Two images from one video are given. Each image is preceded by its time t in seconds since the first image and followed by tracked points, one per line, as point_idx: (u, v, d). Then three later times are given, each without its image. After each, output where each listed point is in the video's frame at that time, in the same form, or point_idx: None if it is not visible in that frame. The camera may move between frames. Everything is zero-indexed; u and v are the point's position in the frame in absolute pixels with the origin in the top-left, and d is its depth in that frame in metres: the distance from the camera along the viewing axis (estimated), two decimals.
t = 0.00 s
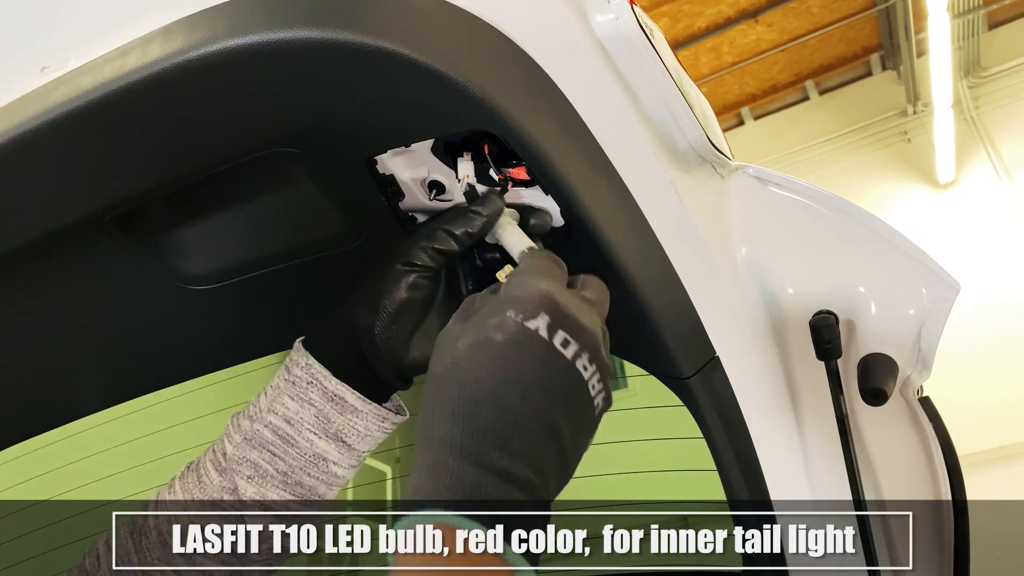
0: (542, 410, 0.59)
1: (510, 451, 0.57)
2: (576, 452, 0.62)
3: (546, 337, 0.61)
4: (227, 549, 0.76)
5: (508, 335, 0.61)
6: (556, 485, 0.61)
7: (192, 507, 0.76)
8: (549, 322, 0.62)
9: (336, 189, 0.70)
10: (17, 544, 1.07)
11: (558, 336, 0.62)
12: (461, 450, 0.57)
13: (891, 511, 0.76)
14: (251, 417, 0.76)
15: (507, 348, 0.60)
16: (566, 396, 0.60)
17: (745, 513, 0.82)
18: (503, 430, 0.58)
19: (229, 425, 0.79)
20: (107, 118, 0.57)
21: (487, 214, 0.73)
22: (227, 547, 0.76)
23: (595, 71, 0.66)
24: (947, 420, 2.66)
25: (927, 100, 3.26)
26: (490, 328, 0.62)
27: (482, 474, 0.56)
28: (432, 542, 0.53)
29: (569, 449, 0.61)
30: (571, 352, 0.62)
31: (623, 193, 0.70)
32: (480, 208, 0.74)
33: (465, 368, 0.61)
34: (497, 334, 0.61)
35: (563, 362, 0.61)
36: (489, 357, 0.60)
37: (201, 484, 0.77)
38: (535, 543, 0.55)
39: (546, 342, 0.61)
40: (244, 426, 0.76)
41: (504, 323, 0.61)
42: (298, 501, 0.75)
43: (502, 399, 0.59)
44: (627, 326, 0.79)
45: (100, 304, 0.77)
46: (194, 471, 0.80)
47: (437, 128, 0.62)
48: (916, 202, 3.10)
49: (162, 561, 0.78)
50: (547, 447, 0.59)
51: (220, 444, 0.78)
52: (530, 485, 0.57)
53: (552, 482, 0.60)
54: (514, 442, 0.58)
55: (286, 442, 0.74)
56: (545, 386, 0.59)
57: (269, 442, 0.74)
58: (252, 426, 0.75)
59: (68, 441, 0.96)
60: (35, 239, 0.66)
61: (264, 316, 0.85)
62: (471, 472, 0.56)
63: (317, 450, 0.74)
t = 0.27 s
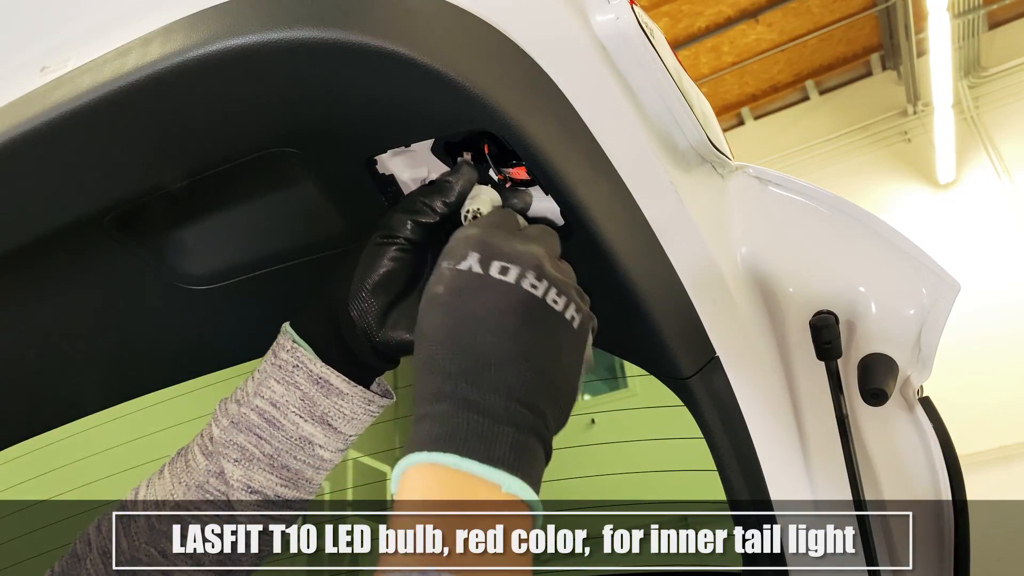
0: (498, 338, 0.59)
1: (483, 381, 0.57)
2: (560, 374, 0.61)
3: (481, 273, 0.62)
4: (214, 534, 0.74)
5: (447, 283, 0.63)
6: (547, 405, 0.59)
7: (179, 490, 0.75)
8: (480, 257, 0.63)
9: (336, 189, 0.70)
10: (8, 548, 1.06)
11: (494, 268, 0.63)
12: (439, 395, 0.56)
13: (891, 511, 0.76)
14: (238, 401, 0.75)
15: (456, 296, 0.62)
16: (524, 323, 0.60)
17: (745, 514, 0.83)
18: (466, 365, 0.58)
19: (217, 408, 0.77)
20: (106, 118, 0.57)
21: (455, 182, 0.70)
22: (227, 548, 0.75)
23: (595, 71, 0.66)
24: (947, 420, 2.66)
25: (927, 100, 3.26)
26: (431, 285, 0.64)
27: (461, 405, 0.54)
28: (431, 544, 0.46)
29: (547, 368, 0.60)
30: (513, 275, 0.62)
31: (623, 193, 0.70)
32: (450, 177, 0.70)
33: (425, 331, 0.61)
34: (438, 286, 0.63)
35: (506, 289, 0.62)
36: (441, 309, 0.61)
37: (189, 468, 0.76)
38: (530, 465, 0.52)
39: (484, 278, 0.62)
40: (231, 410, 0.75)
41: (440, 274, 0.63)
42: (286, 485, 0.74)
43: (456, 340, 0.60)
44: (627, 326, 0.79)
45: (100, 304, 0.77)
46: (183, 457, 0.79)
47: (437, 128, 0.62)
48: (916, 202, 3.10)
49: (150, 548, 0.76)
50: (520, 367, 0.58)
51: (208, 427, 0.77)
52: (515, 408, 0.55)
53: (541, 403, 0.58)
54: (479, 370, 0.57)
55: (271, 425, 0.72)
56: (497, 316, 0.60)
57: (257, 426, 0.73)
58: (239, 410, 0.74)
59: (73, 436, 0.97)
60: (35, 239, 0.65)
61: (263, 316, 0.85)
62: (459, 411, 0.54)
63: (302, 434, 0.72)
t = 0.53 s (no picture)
0: (452, 316, 0.57)
1: (444, 362, 0.54)
2: (531, 339, 0.58)
3: (425, 261, 0.59)
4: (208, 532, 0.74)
5: (397, 276, 0.60)
6: (520, 372, 0.56)
7: (176, 488, 0.76)
8: (422, 246, 0.60)
9: (336, 189, 0.70)
10: (7, 547, 1.06)
11: (436, 253, 0.60)
12: (404, 384, 0.54)
13: (890, 509, 0.76)
14: (236, 400, 0.75)
15: (405, 286, 0.59)
16: (482, 296, 0.58)
17: (745, 514, 0.84)
18: (425, 349, 0.56)
19: (215, 406, 0.77)
20: (107, 118, 0.57)
21: (455, 179, 0.68)
22: (227, 547, 0.75)
23: (594, 71, 0.66)
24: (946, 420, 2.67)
25: (927, 99, 3.26)
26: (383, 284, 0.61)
27: (422, 389, 0.52)
28: (431, 544, 0.43)
29: (513, 335, 0.57)
30: (454, 257, 0.59)
31: (622, 193, 0.70)
32: (449, 174, 0.68)
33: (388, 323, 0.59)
34: (390, 283, 0.60)
35: (451, 271, 0.59)
36: (394, 303, 0.59)
37: (185, 466, 0.76)
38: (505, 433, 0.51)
39: (429, 266, 0.59)
40: (228, 409, 0.75)
41: (389, 270, 0.61)
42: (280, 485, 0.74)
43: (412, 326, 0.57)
44: (627, 326, 0.80)
45: (100, 304, 0.77)
46: (180, 455, 0.79)
47: (436, 128, 0.62)
48: (916, 202, 3.10)
49: (147, 546, 0.76)
50: (482, 339, 0.55)
51: (206, 425, 0.77)
52: (481, 382, 0.53)
53: (512, 371, 0.55)
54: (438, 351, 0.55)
55: (266, 425, 0.72)
56: (447, 296, 0.57)
57: (252, 425, 0.73)
58: (236, 409, 0.74)
59: (80, 434, 0.97)
60: (35, 239, 0.66)
61: (263, 317, 0.85)
62: (422, 397, 0.51)
63: (297, 436, 0.72)
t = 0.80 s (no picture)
0: (440, 299, 0.55)
1: (431, 344, 0.53)
2: (519, 325, 0.56)
3: (414, 244, 0.57)
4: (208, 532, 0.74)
5: (387, 258, 0.58)
6: (507, 356, 0.55)
7: (175, 488, 0.75)
8: (412, 228, 0.58)
9: (336, 189, 0.70)
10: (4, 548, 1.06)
11: (425, 236, 0.57)
12: (393, 363, 0.53)
13: (890, 512, 0.77)
14: (235, 400, 0.75)
15: (393, 267, 0.57)
16: (471, 280, 0.56)
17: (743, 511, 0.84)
18: (411, 332, 0.54)
19: (213, 406, 0.77)
20: (106, 118, 0.57)
21: (460, 180, 0.65)
22: (226, 547, 0.76)
23: (594, 71, 0.66)
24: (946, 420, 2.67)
25: (927, 99, 3.26)
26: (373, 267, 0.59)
27: (410, 376, 0.51)
28: (430, 545, 0.41)
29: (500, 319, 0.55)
30: (443, 240, 0.57)
31: (622, 193, 0.70)
32: (452, 174, 0.65)
33: (376, 306, 0.58)
34: (380, 266, 0.58)
35: (440, 254, 0.56)
36: (382, 285, 0.57)
37: (184, 466, 0.76)
38: (490, 413, 0.50)
39: (419, 247, 0.57)
40: (227, 409, 0.75)
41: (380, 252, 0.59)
42: (280, 485, 0.74)
43: (398, 310, 0.55)
44: (626, 326, 0.80)
45: (100, 304, 0.77)
46: (178, 455, 0.79)
47: (436, 127, 0.62)
48: (916, 201, 3.10)
49: (147, 546, 0.75)
50: (469, 323, 0.54)
51: (204, 425, 0.77)
52: (468, 366, 0.52)
53: (499, 355, 0.54)
54: (425, 335, 0.53)
55: (266, 427, 0.72)
56: (435, 279, 0.55)
57: (252, 427, 0.73)
58: (235, 410, 0.74)
59: (82, 434, 0.97)
60: (35, 239, 0.65)
61: (263, 316, 0.85)
62: (410, 376, 0.51)
63: (297, 437, 0.72)
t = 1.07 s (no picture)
0: (419, 286, 0.55)
1: (410, 335, 0.53)
2: (501, 315, 0.56)
3: (394, 237, 0.58)
4: (212, 536, 0.75)
5: (371, 255, 0.59)
6: (488, 345, 0.54)
7: (177, 494, 0.75)
8: (391, 222, 0.59)
9: (336, 189, 0.70)
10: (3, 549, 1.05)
11: (405, 229, 0.58)
12: (375, 357, 0.53)
13: (890, 512, 0.77)
14: (236, 407, 0.75)
15: (375, 263, 0.58)
16: (450, 270, 0.56)
17: (742, 513, 0.84)
18: (391, 324, 0.54)
19: (214, 412, 0.77)
20: (106, 118, 0.57)
21: (466, 184, 0.66)
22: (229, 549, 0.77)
23: (594, 72, 0.66)
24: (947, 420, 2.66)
25: (927, 99, 3.26)
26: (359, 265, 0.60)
27: (390, 368, 0.50)
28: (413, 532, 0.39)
29: (480, 308, 0.55)
30: (421, 230, 0.58)
31: (622, 193, 0.70)
32: (459, 178, 0.66)
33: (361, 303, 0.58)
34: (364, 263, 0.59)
35: (418, 245, 0.57)
36: (364, 283, 0.58)
37: (185, 472, 0.76)
38: (468, 401, 0.49)
39: (399, 240, 0.58)
40: (228, 415, 0.75)
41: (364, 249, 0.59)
42: (283, 490, 0.75)
43: (379, 304, 0.56)
44: (626, 326, 0.80)
45: (100, 304, 0.77)
46: (178, 458, 0.78)
47: (436, 127, 0.62)
48: (916, 201, 3.10)
49: (149, 551, 0.73)
50: (450, 312, 0.54)
51: (206, 430, 0.77)
52: (448, 354, 0.51)
53: (479, 344, 0.54)
54: (405, 327, 0.53)
55: (269, 434, 0.73)
56: (415, 271, 0.56)
57: (254, 434, 0.73)
58: (238, 416, 0.74)
59: (88, 433, 0.97)
60: (35, 238, 0.66)
61: (263, 317, 0.85)
62: (387, 367, 0.51)
63: (299, 445, 0.73)
